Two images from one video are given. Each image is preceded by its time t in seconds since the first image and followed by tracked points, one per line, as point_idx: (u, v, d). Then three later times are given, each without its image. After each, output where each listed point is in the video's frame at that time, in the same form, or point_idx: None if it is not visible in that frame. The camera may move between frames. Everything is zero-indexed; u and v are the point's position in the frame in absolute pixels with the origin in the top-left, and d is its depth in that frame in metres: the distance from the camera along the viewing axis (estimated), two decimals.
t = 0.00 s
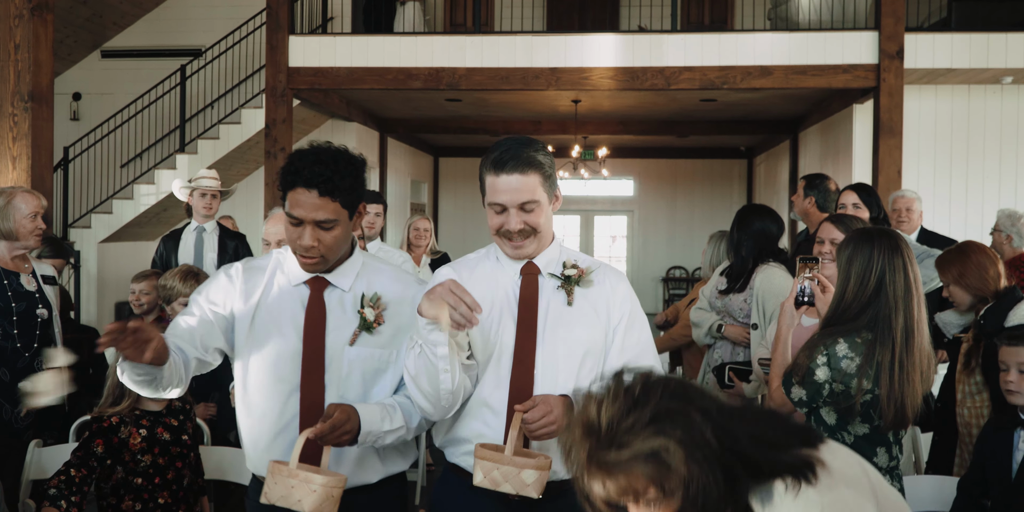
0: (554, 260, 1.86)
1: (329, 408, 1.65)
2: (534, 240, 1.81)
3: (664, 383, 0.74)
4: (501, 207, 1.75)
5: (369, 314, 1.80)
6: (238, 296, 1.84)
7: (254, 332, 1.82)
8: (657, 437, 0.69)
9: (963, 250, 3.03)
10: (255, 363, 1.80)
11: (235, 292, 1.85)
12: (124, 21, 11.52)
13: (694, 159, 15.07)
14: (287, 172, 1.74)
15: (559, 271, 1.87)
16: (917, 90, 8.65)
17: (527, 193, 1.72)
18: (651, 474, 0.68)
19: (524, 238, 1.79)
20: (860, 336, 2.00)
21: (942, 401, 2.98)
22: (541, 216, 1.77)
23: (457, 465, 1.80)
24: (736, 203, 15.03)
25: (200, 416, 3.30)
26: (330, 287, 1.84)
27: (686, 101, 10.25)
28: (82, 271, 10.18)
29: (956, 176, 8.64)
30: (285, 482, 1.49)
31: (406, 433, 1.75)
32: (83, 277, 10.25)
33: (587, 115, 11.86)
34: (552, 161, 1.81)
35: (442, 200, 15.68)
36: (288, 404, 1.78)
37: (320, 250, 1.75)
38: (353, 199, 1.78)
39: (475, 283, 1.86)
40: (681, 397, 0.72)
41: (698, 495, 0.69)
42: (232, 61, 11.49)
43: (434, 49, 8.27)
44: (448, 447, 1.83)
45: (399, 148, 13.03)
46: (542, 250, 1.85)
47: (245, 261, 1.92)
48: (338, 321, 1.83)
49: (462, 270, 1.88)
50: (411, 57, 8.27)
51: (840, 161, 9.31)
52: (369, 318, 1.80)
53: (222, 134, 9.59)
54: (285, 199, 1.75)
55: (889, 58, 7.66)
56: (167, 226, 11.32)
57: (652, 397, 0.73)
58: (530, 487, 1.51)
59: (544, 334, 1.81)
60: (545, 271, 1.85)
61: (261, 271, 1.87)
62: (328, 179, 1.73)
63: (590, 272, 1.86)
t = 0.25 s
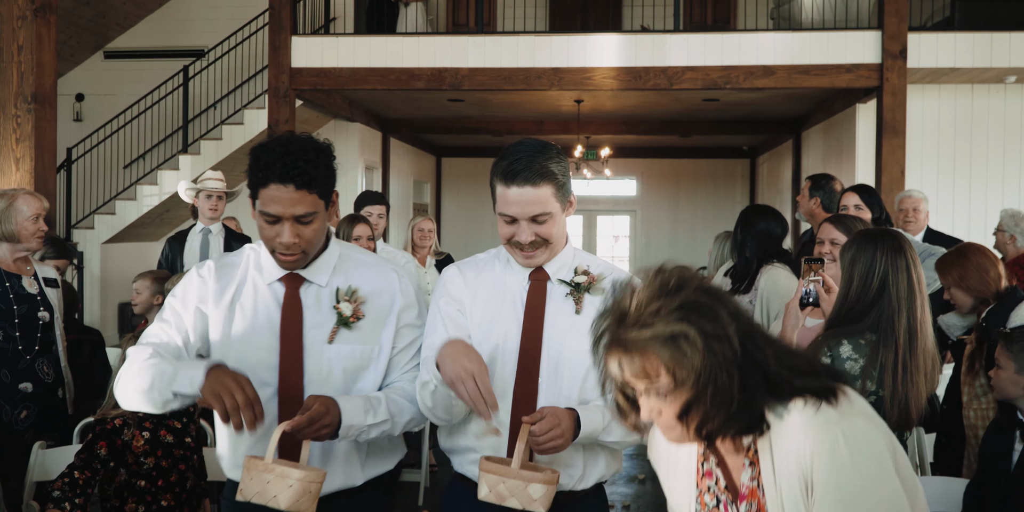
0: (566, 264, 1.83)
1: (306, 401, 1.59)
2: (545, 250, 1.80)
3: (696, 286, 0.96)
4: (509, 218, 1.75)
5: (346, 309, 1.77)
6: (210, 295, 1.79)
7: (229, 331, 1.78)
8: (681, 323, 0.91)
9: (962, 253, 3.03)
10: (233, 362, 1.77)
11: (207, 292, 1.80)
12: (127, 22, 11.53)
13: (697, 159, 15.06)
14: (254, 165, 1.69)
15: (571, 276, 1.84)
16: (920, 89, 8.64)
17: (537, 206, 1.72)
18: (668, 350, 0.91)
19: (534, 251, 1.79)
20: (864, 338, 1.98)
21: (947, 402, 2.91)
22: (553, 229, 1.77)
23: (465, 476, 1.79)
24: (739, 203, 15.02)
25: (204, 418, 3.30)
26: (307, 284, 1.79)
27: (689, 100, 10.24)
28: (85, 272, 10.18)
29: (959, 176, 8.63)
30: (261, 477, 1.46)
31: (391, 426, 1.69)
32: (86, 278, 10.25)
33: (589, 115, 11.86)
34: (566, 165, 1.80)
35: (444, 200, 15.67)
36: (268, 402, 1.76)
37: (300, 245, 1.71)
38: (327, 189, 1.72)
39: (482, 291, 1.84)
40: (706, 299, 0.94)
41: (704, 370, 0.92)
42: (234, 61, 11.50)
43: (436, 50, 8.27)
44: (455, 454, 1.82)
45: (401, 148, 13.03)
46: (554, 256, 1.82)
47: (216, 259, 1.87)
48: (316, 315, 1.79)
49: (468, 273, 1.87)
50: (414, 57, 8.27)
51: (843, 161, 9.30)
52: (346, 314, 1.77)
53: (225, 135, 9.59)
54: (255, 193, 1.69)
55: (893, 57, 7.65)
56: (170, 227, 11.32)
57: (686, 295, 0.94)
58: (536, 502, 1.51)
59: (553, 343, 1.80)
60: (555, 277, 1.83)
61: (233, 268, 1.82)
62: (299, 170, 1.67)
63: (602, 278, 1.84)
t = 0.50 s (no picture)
0: (578, 269, 1.85)
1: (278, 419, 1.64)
2: (558, 249, 1.80)
3: (735, 219, 1.13)
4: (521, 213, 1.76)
5: (316, 312, 1.81)
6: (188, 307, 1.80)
7: (206, 343, 1.81)
8: (706, 244, 1.10)
9: (960, 259, 3.01)
10: (210, 371, 1.80)
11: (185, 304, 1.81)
12: (130, 22, 11.53)
13: (700, 159, 15.05)
14: (240, 158, 1.76)
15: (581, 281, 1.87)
16: (924, 89, 8.63)
17: (552, 200, 1.73)
18: (689, 262, 1.10)
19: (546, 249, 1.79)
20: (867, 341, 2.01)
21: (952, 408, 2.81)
22: (566, 225, 1.77)
23: (472, 487, 1.80)
24: (742, 203, 15.00)
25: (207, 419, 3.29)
26: (284, 292, 1.85)
27: (692, 100, 10.22)
28: (88, 272, 10.18)
29: (963, 176, 8.62)
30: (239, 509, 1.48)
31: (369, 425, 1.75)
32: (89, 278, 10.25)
33: (592, 115, 11.84)
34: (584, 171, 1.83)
35: (447, 201, 15.67)
36: (244, 412, 1.81)
37: (288, 242, 1.77)
38: (309, 184, 1.81)
39: (489, 295, 1.86)
40: (740, 230, 1.11)
41: (719, 284, 1.10)
42: (238, 62, 11.50)
43: (439, 50, 8.27)
44: (460, 466, 1.82)
45: (404, 148, 13.03)
46: (564, 261, 1.84)
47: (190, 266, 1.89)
48: (292, 326, 1.85)
49: (476, 276, 1.88)
50: (417, 57, 8.27)
51: (846, 161, 9.28)
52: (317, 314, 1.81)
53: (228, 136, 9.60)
54: (240, 188, 1.76)
55: (896, 57, 7.64)
56: (173, 227, 11.33)
57: (723, 223, 1.12)
58: None
59: (560, 349, 1.81)
60: (565, 282, 1.85)
61: (212, 278, 1.85)
62: (284, 165, 1.76)
63: (613, 285, 1.85)
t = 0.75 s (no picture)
0: (581, 271, 1.88)
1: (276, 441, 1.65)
2: (560, 243, 1.81)
3: (764, 198, 1.45)
4: (525, 205, 1.78)
5: (323, 315, 1.82)
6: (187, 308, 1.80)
7: (206, 345, 1.81)
8: (731, 213, 1.42)
9: (953, 264, 2.91)
10: (210, 374, 1.80)
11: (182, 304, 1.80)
12: (135, 22, 11.54)
13: (704, 159, 15.03)
14: (246, 143, 1.81)
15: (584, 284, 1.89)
16: (928, 89, 8.62)
17: (555, 190, 1.76)
18: (712, 226, 1.42)
19: (546, 244, 1.80)
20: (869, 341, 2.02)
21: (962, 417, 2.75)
22: (568, 219, 1.79)
23: (473, 499, 1.80)
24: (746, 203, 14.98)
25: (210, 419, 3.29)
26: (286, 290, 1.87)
27: (696, 100, 10.21)
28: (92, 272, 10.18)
29: (967, 176, 8.61)
30: None
31: (366, 453, 1.78)
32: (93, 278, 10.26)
33: (596, 115, 11.83)
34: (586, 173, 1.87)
35: (451, 201, 15.66)
36: (245, 416, 1.81)
37: (293, 230, 1.79)
38: (316, 175, 1.87)
39: (489, 301, 1.87)
40: (764, 207, 1.43)
41: (739, 246, 1.41)
42: (242, 62, 11.51)
43: (443, 50, 8.27)
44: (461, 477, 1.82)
45: (407, 149, 13.03)
46: (566, 262, 1.86)
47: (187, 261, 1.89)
48: (295, 327, 1.86)
49: (475, 283, 1.90)
50: (420, 57, 8.27)
51: (850, 161, 9.27)
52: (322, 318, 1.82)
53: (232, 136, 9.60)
54: (245, 175, 1.80)
55: (900, 57, 7.63)
56: (177, 227, 11.34)
57: (750, 201, 1.44)
58: None
59: (562, 353, 1.81)
60: (568, 285, 1.87)
61: (211, 276, 1.85)
62: (290, 151, 1.81)
63: (617, 288, 1.87)
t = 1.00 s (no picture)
0: (576, 275, 1.87)
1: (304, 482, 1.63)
2: (550, 244, 1.78)
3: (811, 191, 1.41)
4: (514, 203, 1.75)
5: (329, 333, 1.81)
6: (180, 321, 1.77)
7: (200, 359, 1.77)
8: (772, 203, 1.39)
9: (949, 274, 2.87)
10: (207, 390, 1.76)
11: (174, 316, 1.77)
12: (140, 23, 11.56)
13: (708, 159, 15.02)
14: (260, 148, 1.77)
15: (579, 288, 1.87)
16: (933, 89, 8.61)
17: (544, 187, 1.74)
18: (752, 214, 1.39)
19: (537, 245, 1.77)
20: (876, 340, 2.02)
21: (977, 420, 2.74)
22: (559, 218, 1.76)
23: None
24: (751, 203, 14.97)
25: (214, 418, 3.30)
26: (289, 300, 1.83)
27: (701, 101, 10.21)
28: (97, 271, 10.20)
29: (972, 177, 8.59)
30: None
31: (389, 474, 1.79)
32: (98, 277, 10.27)
33: (601, 115, 11.83)
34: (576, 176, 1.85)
35: (455, 200, 15.67)
36: (244, 429, 1.77)
37: (305, 240, 1.75)
38: (329, 186, 1.85)
39: (481, 308, 1.85)
40: (808, 198, 1.39)
41: (777, 237, 1.37)
42: (247, 62, 11.53)
43: (447, 50, 8.27)
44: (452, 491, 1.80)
45: (412, 149, 13.04)
46: (559, 265, 1.84)
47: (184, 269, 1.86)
48: (298, 340, 1.82)
49: (467, 292, 1.87)
50: (425, 57, 8.28)
51: (856, 162, 9.26)
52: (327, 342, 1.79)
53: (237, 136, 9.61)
54: (257, 181, 1.77)
55: (906, 58, 7.61)
56: (182, 227, 11.35)
57: (795, 192, 1.40)
58: None
59: (559, 361, 1.79)
60: (562, 290, 1.85)
61: (208, 286, 1.82)
62: (305, 159, 1.78)
63: (613, 292, 1.86)
